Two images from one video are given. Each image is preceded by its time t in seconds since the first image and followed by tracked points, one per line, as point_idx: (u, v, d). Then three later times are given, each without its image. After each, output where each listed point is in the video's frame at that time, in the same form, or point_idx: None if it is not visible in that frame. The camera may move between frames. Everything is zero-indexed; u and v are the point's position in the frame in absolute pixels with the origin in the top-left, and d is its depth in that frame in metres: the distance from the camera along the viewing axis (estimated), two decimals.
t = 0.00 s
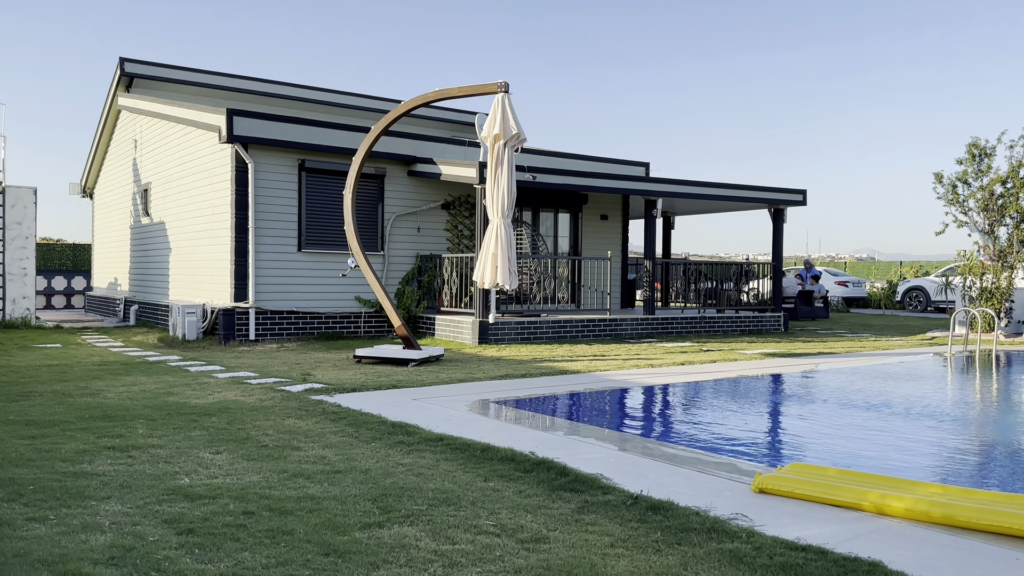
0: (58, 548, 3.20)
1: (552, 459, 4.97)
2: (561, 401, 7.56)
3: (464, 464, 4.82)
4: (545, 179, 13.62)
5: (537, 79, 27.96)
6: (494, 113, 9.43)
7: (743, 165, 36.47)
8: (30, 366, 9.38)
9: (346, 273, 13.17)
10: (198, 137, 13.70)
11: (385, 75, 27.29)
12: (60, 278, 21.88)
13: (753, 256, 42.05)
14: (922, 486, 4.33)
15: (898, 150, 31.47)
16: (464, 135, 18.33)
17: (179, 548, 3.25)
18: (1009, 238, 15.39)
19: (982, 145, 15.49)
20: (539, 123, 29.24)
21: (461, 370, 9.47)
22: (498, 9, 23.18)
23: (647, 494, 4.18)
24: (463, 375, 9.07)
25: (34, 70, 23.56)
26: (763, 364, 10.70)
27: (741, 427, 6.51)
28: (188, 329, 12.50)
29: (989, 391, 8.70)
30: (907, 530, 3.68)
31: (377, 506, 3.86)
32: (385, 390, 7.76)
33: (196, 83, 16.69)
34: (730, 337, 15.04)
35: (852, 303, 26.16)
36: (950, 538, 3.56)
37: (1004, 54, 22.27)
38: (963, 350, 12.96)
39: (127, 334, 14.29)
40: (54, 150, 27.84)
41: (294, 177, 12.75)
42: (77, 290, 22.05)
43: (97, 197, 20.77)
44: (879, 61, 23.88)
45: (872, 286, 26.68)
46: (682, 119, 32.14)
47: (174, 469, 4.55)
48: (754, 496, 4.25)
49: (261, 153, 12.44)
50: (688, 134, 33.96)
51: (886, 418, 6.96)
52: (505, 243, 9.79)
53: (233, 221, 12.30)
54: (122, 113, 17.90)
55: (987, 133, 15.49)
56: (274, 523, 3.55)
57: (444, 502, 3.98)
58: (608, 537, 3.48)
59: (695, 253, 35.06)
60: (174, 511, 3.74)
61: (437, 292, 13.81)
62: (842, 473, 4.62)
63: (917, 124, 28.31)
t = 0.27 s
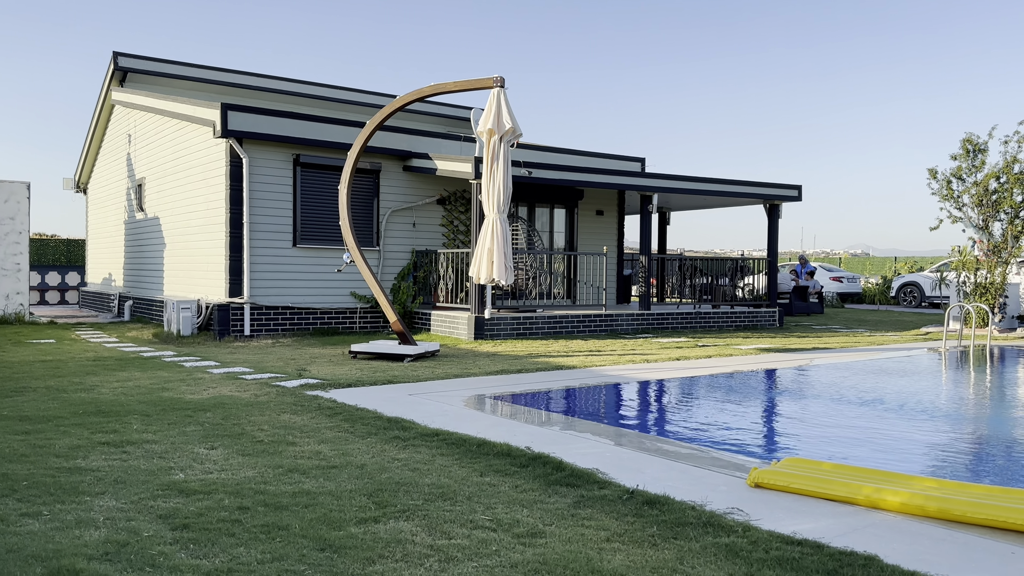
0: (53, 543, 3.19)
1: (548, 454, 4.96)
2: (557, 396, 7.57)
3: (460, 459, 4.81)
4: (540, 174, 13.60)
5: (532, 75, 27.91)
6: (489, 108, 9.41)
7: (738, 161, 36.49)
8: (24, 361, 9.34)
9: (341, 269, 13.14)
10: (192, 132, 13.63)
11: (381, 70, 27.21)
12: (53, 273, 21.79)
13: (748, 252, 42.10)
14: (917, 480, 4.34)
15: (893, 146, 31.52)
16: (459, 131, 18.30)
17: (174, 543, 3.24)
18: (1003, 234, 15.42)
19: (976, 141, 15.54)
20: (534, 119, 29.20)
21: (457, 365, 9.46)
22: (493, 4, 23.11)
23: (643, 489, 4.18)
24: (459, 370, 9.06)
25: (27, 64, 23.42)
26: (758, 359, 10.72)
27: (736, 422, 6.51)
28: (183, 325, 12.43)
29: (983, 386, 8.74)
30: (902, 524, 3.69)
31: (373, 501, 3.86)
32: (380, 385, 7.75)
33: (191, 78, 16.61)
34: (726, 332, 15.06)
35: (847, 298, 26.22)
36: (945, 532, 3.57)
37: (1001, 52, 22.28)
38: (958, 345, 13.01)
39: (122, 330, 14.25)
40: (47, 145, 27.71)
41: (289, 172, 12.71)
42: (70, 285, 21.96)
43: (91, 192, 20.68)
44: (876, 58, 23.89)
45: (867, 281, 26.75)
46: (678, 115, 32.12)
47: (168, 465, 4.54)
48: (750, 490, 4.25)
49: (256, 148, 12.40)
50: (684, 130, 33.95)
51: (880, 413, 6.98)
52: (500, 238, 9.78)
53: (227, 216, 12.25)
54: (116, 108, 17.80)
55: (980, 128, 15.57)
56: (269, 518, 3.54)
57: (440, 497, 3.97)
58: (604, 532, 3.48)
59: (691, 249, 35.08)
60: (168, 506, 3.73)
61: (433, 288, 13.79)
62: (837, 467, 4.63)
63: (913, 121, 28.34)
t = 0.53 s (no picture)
0: (43, 540, 3.18)
1: (542, 449, 4.96)
2: (551, 392, 7.57)
3: (454, 455, 4.81)
4: (535, 170, 13.58)
5: (527, 72, 27.87)
6: (483, 103, 9.38)
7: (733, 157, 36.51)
8: (15, 358, 9.30)
9: (334, 264, 13.11)
10: (185, 127, 13.57)
11: (375, 66, 27.12)
12: (45, 269, 21.69)
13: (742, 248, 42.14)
14: (910, 475, 4.36)
15: (887, 143, 31.59)
16: (453, 126, 18.26)
17: (166, 540, 3.22)
18: (996, 230, 15.52)
19: (969, 137, 15.58)
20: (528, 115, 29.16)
21: (451, 361, 9.45)
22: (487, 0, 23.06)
23: (636, 485, 4.19)
24: (453, 366, 9.05)
25: (18, 60, 23.29)
26: (751, 354, 10.74)
27: (730, 418, 6.52)
28: (175, 321, 12.40)
29: (976, 381, 8.77)
30: (893, 519, 3.70)
31: (366, 497, 3.84)
32: (374, 381, 7.74)
33: (183, 73, 16.53)
34: (719, 328, 15.07)
35: (840, 294, 26.27)
36: (937, 527, 3.58)
37: (996, 51, 22.33)
38: (951, 341, 13.06)
39: (114, 326, 14.20)
40: (39, 141, 27.57)
41: (282, 167, 12.67)
42: (63, 281, 21.87)
43: (83, 188, 20.57)
44: (872, 56, 23.91)
45: (860, 277, 26.84)
46: (672, 112, 32.11)
47: (160, 461, 4.52)
48: (743, 485, 4.26)
49: (249, 144, 12.34)
50: (678, 127, 33.94)
51: (872, 409, 7.00)
52: (494, 234, 9.77)
53: (220, 211, 12.21)
54: (108, 103, 17.71)
55: (974, 125, 15.59)
56: (262, 515, 3.53)
57: (433, 493, 3.96)
58: (597, 527, 3.48)
59: (685, 245, 35.10)
60: (160, 502, 3.72)
61: (427, 283, 13.77)
62: (831, 462, 4.64)
63: (907, 119, 28.39)
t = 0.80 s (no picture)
0: (36, 538, 3.17)
1: (536, 446, 4.97)
2: (546, 389, 7.58)
3: (448, 452, 4.81)
4: (529, 167, 13.57)
5: (522, 69, 27.85)
6: (478, 100, 9.37)
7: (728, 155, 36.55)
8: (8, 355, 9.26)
9: (329, 261, 13.09)
10: (178, 123, 13.52)
11: (369, 62, 27.06)
12: (38, 266, 21.62)
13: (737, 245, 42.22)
14: (903, 472, 4.38)
15: (882, 141, 31.68)
16: (448, 123, 18.25)
17: (159, 538, 3.22)
18: (989, 227, 15.58)
19: (962, 135, 15.63)
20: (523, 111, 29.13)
21: (445, 358, 9.45)
22: None
23: (630, 481, 4.20)
24: (447, 363, 9.05)
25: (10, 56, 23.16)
26: (745, 352, 10.77)
27: (724, 415, 6.54)
28: (169, 318, 12.37)
29: (968, 378, 8.81)
30: (885, 515, 3.72)
31: (360, 494, 3.84)
32: (368, 378, 7.74)
33: (176, 69, 16.46)
34: (714, 325, 15.10)
35: (834, 291, 26.35)
36: (929, 523, 3.60)
37: (991, 51, 22.40)
38: (944, 338, 13.11)
39: (108, 323, 14.16)
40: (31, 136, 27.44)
41: (276, 164, 12.64)
42: (56, 278, 21.80)
43: (76, 184, 20.49)
44: (868, 54, 23.96)
45: (854, 274, 26.94)
46: (667, 109, 32.12)
47: (154, 459, 4.51)
48: (736, 482, 4.28)
49: (242, 140, 12.31)
50: (673, 124, 33.95)
51: (866, 406, 7.02)
52: (489, 231, 9.76)
53: (214, 208, 12.17)
54: (101, 99, 17.62)
55: (966, 122, 15.63)
56: (255, 512, 3.53)
57: (427, 490, 3.97)
58: (590, 524, 3.49)
59: (679, 241, 35.15)
60: (153, 500, 3.71)
61: (421, 280, 13.77)
62: (824, 459, 4.66)
63: (902, 117, 28.47)
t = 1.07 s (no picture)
0: (30, 538, 3.16)
1: (531, 445, 4.97)
2: (541, 388, 7.59)
3: (444, 451, 4.81)
4: (525, 166, 13.57)
5: (520, 67, 27.83)
6: (474, 98, 9.36)
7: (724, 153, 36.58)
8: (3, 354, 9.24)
9: (324, 260, 13.08)
10: (173, 122, 13.49)
11: (365, 61, 27.02)
12: (33, 265, 21.55)
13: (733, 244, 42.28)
14: (897, 470, 4.40)
15: (879, 140, 31.70)
16: (444, 122, 18.24)
17: (154, 537, 3.22)
18: (983, 225, 15.65)
19: (957, 134, 15.65)
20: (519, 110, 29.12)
21: (441, 357, 9.45)
22: None
23: (624, 480, 4.20)
24: (443, 362, 9.04)
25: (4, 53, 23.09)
26: (740, 350, 10.79)
27: (719, 414, 6.55)
28: (164, 317, 12.36)
29: (963, 377, 8.84)
30: (879, 513, 3.74)
31: (355, 493, 3.84)
32: (364, 377, 7.73)
33: (172, 68, 16.43)
34: (710, 323, 15.13)
35: (829, 290, 26.42)
36: (922, 521, 3.61)
37: (989, 50, 22.40)
38: (939, 336, 13.15)
39: (103, 322, 14.13)
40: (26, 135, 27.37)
41: (271, 163, 12.61)
42: (51, 277, 21.73)
43: (71, 183, 20.42)
44: (866, 53, 23.96)
45: (850, 273, 26.98)
46: (663, 108, 32.13)
47: (149, 458, 4.50)
48: (731, 480, 4.29)
49: (237, 139, 12.27)
50: (669, 123, 33.96)
51: (861, 404, 7.03)
52: (485, 230, 9.77)
53: (209, 207, 12.15)
54: (95, 98, 17.58)
55: (961, 121, 15.65)
56: (250, 512, 3.52)
57: (423, 489, 3.97)
58: (586, 523, 3.50)
59: (675, 240, 35.19)
60: (148, 500, 3.71)
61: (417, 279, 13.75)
62: (818, 458, 4.68)
63: (898, 116, 28.51)
